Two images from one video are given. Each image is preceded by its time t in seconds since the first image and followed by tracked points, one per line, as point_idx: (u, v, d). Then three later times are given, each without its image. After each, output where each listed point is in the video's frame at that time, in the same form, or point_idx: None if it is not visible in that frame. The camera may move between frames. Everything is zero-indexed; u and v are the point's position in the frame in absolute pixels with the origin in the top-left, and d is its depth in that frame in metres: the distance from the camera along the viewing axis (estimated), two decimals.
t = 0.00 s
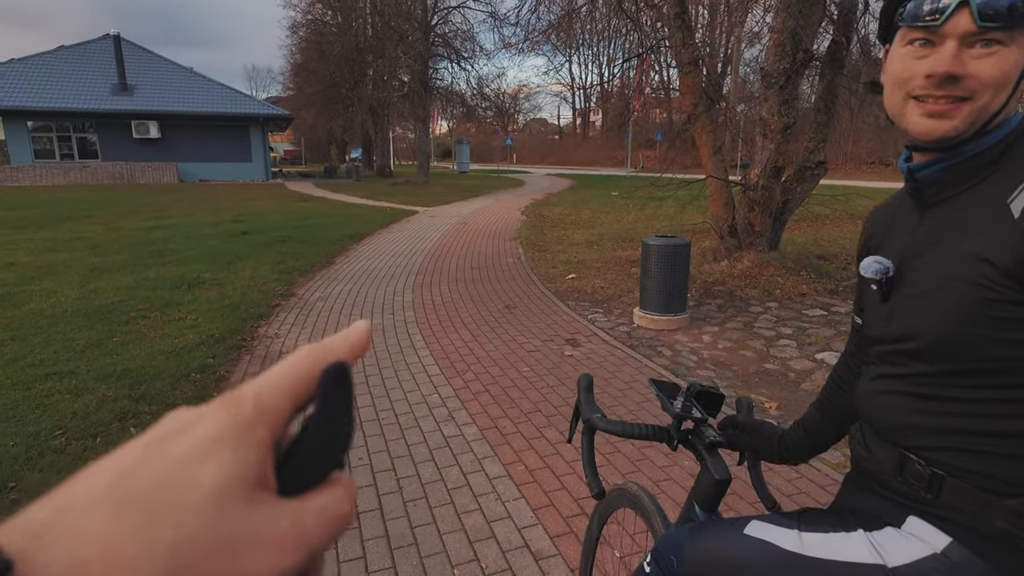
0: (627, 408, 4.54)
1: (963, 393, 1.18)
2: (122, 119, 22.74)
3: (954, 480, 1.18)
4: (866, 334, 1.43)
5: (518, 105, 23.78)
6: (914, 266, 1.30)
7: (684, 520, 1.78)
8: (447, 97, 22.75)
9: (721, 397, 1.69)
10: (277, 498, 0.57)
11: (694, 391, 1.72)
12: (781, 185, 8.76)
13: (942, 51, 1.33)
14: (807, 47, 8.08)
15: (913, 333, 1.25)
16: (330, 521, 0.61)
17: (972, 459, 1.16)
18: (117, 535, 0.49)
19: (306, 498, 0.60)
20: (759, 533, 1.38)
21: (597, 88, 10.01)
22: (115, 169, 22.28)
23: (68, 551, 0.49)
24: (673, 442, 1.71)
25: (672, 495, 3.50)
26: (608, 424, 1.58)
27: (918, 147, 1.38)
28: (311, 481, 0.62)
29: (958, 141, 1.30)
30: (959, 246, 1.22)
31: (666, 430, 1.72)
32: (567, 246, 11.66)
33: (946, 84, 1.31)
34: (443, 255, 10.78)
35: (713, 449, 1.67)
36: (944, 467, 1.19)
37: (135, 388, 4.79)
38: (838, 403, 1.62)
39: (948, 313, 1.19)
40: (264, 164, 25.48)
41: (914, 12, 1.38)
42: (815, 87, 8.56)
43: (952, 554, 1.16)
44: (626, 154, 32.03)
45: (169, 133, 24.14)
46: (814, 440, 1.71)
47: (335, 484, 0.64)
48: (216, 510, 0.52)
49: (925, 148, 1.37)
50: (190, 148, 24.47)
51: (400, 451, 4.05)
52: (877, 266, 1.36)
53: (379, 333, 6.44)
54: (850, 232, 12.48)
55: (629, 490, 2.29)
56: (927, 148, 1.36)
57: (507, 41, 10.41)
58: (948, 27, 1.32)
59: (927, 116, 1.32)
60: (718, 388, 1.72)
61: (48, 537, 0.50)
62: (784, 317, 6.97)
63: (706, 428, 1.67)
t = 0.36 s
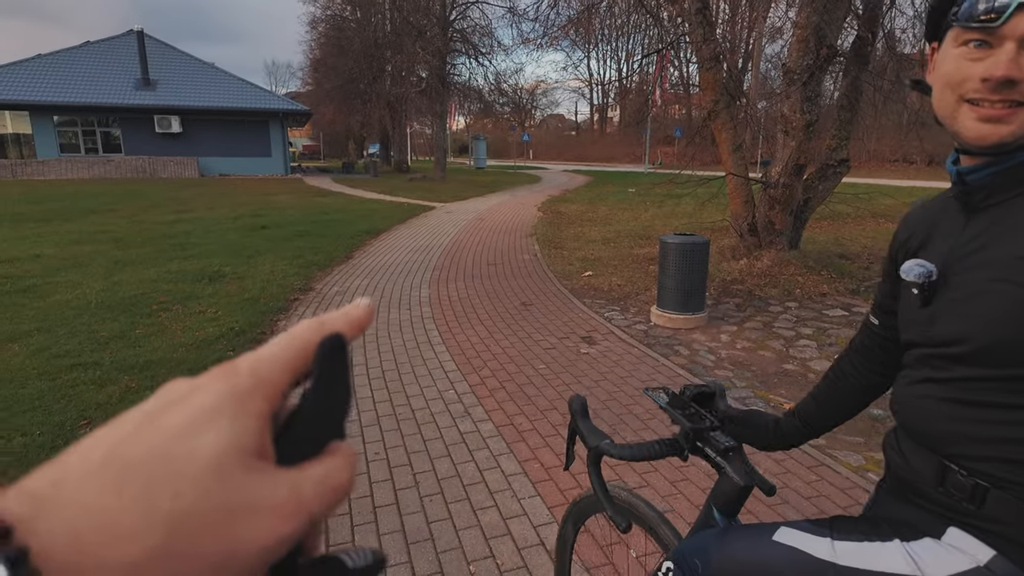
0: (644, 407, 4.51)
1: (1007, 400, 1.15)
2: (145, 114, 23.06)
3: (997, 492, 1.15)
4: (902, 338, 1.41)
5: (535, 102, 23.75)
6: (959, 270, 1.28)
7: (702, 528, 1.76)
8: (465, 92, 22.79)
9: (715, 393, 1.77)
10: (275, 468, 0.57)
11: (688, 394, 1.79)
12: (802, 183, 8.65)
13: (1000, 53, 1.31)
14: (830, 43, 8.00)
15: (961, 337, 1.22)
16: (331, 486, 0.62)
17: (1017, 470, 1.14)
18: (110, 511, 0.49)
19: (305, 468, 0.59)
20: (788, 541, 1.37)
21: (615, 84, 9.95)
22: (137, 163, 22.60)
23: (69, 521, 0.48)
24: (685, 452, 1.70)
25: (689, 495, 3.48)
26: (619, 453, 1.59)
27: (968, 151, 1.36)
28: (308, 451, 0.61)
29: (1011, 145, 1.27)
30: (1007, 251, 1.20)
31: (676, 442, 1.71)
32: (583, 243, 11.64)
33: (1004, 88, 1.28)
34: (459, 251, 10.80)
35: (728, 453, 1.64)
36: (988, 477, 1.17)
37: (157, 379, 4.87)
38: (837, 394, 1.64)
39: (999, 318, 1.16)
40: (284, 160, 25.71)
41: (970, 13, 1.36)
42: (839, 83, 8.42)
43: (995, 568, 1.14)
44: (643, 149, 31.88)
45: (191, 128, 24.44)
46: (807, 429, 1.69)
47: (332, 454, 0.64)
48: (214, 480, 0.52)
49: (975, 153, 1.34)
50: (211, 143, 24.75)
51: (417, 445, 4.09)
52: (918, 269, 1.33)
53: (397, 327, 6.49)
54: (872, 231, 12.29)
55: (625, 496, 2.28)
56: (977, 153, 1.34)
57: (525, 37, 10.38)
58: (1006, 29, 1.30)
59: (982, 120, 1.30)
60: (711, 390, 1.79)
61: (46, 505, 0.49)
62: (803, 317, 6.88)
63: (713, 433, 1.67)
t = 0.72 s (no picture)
0: (653, 408, 4.48)
1: (1007, 398, 1.14)
2: (161, 111, 23.28)
3: (997, 488, 1.13)
4: (897, 335, 1.39)
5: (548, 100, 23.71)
6: (953, 266, 1.25)
7: (712, 530, 1.74)
8: (477, 91, 22.80)
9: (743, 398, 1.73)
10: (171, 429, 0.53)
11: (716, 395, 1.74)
12: (817, 183, 8.55)
13: (987, 46, 1.29)
14: (846, 41, 7.89)
15: (955, 333, 1.20)
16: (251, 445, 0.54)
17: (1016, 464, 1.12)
18: None
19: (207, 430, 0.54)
20: (793, 543, 1.35)
21: (628, 82, 9.89)
22: (153, 160, 22.83)
23: None
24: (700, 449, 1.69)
25: (697, 496, 3.45)
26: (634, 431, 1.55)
27: (959, 147, 1.34)
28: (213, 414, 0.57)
29: (1000, 140, 1.26)
30: (997, 246, 1.19)
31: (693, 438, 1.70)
32: (594, 242, 11.60)
33: (992, 81, 1.27)
34: (470, 250, 10.81)
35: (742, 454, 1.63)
36: (989, 475, 1.14)
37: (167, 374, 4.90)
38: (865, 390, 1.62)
39: (993, 313, 1.15)
40: (298, 157, 25.87)
41: (957, 7, 1.34)
42: (855, 82, 8.31)
43: (1002, 567, 1.12)
44: (656, 148, 31.74)
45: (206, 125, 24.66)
46: (839, 427, 1.68)
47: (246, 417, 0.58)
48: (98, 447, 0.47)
49: (966, 148, 1.33)
50: (226, 140, 24.96)
51: (425, 442, 4.10)
52: (910, 264, 1.32)
53: (408, 325, 6.52)
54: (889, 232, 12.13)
55: (645, 494, 2.27)
56: (968, 148, 1.32)
57: (539, 35, 10.36)
58: (992, 22, 1.29)
59: (971, 114, 1.29)
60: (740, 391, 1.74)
61: None
62: (817, 318, 6.80)
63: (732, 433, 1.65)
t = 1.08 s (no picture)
0: (658, 407, 4.47)
1: (997, 390, 1.13)
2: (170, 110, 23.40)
3: (991, 479, 1.14)
4: (889, 332, 1.39)
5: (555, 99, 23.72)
6: (938, 263, 1.25)
7: (716, 525, 1.74)
8: (484, 90, 22.82)
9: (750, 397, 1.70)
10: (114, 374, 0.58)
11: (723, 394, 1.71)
12: (824, 182, 8.52)
13: (966, 50, 1.29)
14: (855, 40, 7.85)
15: (943, 330, 1.20)
16: (159, 397, 0.55)
17: (1008, 456, 1.12)
18: None
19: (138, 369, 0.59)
20: (795, 538, 1.35)
21: (636, 81, 9.85)
22: (162, 158, 22.95)
23: None
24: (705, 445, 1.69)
25: (703, 496, 3.44)
26: (639, 425, 1.55)
27: (943, 148, 1.35)
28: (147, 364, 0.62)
29: (983, 139, 1.26)
30: (982, 242, 1.18)
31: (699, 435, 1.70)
32: (601, 241, 11.59)
33: (971, 84, 1.27)
34: (477, 249, 10.82)
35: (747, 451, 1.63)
36: (983, 466, 1.15)
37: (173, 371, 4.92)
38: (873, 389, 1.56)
39: (976, 310, 1.14)
40: (305, 156, 25.97)
41: (934, 13, 1.35)
42: (864, 80, 8.26)
43: (1002, 557, 1.11)
44: (663, 147, 31.68)
45: (215, 124, 24.77)
46: (846, 434, 1.64)
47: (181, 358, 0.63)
48: None
49: (950, 149, 1.33)
50: (234, 139, 25.07)
51: (431, 439, 4.12)
52: (899, 263, 1.32)
53: (413, 323, 6.54)
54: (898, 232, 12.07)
55: (652, 490, 2.26)
56: (952, 148, 1.33)
57: (546, 34, 10.35)
58: (970, 26, 1.29)
59: (952, 116, 1.29)
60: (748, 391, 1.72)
61: None
62: (824, 318, 6.78)
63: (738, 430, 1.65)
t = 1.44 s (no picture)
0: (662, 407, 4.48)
1: (1000, 397, 1.13)
2: (177, 109, 23.50)
3: (995, 483, 1.13)
4: (888, 340, 1.39)
5: (561, 99, 23.70)
6: (939, 272, 1.25)
7: (711, 532, 1.74)
8: (490, 89, 22.83)
9: (723, 396, 1.76)
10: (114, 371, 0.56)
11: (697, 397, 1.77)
12: (831, 182, 8.48)
13: (957, 58, 1.27)
14: (862, 40, 7.82)
15: (946, 339, 1.19)
16: (175, 402, 0.56)
17: (1011, 460, 1.12)
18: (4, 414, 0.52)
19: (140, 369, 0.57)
20: (797, 541, 1.34)
21: (642, 81, 9.84)
22: (169, 157, 23.05)
23: None
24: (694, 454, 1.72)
25: (705, 496, 3.44)
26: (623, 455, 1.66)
27: (937, 157, 1.33)
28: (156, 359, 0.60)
29: (980, 145, 1.25)
30: (982, 251, 1.18)
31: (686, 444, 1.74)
32: (606, 241, 11.58)
33: (964, 91, 1.25)
34: (481, 248, 10.84)
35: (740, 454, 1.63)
36: (987, 470, 1.14)
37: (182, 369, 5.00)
38: (850, 390, 1.62)
39: (977, 319, 1.14)
40: (312, 155, 26.05)
41: (918, 22, 1.34)
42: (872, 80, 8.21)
43: (1006, 560, 1.10)
44: (669, 147, 31.61)
45: (222, 123, 24.86)
46: (813, 422, 1.68)
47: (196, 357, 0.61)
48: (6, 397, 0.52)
49: (944, 158, 1.31)
50: (241, 137, 25.18)
51: (435, 438, 4.14)
52: (899, 272, 1.31)
53: (418, 323, 6.56)
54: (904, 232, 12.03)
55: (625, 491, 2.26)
56: (947, 157, 1.31)
57: (552, 34, 10.35)
58: (958, 34, 1.27)
59: (947, 125, 1.26)
60: (720, 390, 1.77)
61: None
62: (830, 319, 6.75)
63: (724, 436, 1.65)
